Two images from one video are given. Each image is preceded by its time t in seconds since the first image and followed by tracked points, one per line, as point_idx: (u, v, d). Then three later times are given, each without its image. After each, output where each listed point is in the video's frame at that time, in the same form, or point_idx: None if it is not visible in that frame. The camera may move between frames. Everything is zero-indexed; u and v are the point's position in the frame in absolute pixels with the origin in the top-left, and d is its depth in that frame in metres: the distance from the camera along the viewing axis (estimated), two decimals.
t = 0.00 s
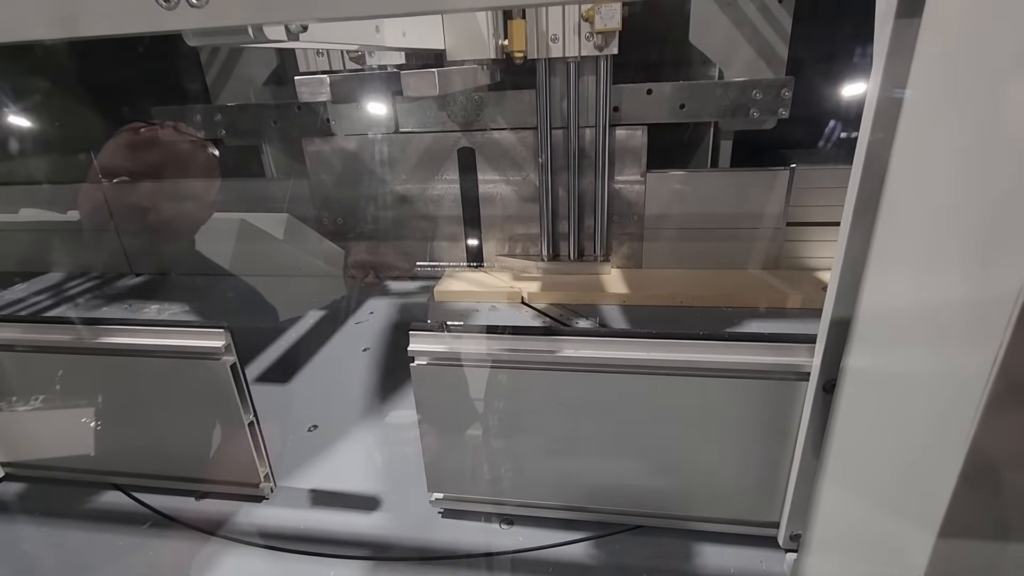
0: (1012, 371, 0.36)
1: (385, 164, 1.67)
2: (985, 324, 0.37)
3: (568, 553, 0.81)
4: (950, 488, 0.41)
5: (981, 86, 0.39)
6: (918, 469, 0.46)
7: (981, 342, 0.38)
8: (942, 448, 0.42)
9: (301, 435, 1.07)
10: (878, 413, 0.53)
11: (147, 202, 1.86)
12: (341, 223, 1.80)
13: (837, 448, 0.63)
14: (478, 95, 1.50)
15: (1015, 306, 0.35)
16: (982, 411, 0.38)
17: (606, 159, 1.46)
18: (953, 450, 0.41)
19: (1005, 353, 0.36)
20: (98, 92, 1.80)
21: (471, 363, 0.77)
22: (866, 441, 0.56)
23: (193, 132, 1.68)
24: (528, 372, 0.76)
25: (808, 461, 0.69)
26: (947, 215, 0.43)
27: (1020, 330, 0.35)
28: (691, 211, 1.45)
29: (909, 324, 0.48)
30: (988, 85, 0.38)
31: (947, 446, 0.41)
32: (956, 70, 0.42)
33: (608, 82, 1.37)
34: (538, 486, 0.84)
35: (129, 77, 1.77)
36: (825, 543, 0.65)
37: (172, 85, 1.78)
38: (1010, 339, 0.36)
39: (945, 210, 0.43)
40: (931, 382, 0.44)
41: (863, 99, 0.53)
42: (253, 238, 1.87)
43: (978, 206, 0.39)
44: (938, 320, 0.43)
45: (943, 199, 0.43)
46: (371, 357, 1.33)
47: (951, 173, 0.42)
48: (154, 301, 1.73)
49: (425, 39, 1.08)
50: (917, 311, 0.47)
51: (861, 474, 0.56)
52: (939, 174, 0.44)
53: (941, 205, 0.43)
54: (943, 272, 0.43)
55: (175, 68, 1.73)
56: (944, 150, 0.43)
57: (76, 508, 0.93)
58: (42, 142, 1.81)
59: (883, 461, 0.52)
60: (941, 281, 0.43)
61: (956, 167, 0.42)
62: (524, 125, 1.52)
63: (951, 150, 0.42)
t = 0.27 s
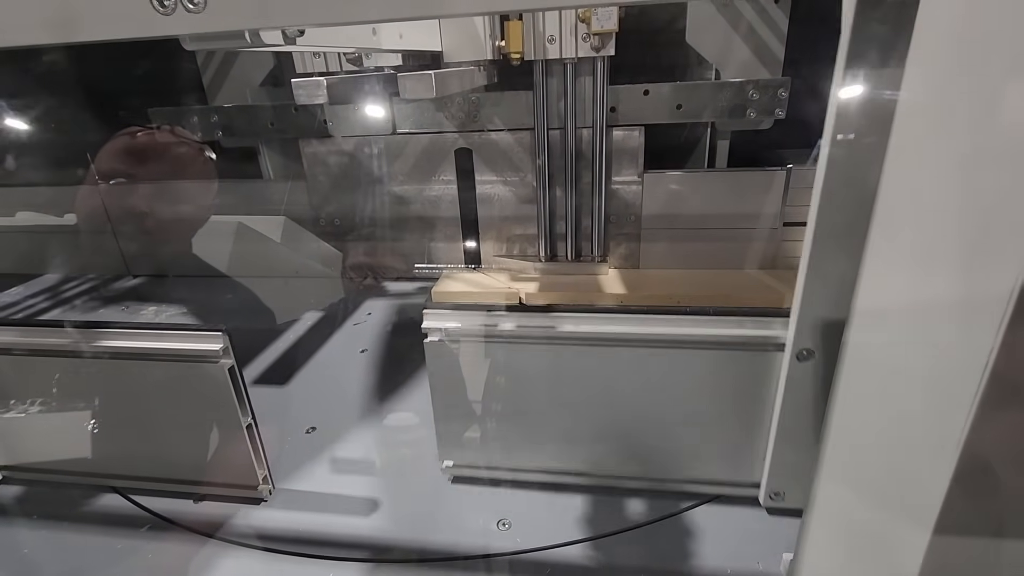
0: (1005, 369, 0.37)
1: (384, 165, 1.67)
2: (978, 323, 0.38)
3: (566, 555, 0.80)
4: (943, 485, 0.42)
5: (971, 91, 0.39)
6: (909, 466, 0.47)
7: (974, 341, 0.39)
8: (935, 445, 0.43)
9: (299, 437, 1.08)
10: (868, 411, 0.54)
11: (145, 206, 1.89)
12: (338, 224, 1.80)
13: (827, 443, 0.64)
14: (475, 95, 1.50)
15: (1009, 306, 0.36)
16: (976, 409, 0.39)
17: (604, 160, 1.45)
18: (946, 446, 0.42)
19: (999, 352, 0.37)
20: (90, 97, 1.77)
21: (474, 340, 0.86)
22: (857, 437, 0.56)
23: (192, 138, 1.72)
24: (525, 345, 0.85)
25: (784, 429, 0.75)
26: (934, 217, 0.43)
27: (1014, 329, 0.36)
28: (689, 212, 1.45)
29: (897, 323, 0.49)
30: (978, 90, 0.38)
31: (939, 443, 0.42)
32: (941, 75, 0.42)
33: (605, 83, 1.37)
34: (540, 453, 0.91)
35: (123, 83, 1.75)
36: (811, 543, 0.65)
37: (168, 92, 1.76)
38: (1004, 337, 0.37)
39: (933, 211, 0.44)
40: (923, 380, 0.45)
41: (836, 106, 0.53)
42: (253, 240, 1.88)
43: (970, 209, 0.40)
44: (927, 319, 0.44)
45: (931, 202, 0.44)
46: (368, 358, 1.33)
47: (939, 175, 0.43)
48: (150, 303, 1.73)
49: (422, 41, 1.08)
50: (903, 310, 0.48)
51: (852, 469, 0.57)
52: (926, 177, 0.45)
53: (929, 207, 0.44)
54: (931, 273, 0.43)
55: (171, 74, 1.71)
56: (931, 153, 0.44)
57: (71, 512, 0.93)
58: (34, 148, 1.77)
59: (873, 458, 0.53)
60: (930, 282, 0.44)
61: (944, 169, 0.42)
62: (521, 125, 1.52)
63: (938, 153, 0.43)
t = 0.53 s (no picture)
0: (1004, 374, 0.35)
1: (381, 166, 1.67)
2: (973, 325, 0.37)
3: (562, 558, 0.80)
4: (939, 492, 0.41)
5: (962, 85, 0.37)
6: (896, 472, 0.45)
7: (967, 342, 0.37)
8: (926, 450, 0.41)
9: (295, 441, 1.07)
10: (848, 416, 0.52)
11: (140, 210, 1.88)
12: (335, 225, 1.79)
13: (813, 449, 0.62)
14: (472, 96, 1.50)
15: (1008, 307, 0.34)
16: (973, 415, 0.37)
17: (600, 161, 1.46)
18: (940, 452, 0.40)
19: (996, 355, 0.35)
20: (89, 99, 1.80)
21: (501, 295, 1.01)
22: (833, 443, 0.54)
23: (187, 140, 1.72)
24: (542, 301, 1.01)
25: (752, 365, 0.93)
26: (917, 216, 0.41)
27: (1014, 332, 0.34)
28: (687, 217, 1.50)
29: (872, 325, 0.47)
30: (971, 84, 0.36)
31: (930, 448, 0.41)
32: (921, 68, 0.40)
33: (601, 84, 1.38)
34: (544, 397, 1.07)
35: (121, 83, 1.78)
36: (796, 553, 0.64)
37: (165, 94, 1.77)
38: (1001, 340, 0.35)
39: (914, 210, 0.41)
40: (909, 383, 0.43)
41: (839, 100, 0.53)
42: (251, 242, 1.84)
43: (957, 207, 0.38)
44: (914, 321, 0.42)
45: (908, 200, 0.42)
46: (366, 361, 1.33)
47: (919, 172, 0.41)
48: (146, 305, 1.72)
49: (417, 43, 1.08)
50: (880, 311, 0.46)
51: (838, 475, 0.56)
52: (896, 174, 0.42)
53: (907, 206, 0.42)
54: (916, 274, 0.41)
55: (166, 73, 1.73)
56: (903, 151, 0.42)
57: (65, 517, 0.93)
58: (36, 150, 1.79)
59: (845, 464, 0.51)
60: (914, 282, 0.42)
61: (928, 167, 0.40)
62: (518, 127, 1.51)
63: (917, 150, 0.41)
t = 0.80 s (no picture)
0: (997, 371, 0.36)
1: (380, 168, 1.67)
2: (968, 326, 0.36)
3: (561, 559, 0.80)
4: (936, 491, 0.41)
5: (962, 82, 0.34)
6: (884, 478, 0.44)
7: (962, 343, 0.37)
8: (919, 454, 0.41)
9: (295, 443, 1.07)
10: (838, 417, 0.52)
11: (138, 213, 1.87)
12: (334, 228, 1.80)
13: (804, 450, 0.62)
14: (471, 97, 1.50)
15: (1003, 306, 0.35)
16: (969, 413, 0.38)
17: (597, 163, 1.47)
18: (936, 451, 0.40)
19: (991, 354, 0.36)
20: (89, 103, 1.80)
21: (511, 262, 1.14)
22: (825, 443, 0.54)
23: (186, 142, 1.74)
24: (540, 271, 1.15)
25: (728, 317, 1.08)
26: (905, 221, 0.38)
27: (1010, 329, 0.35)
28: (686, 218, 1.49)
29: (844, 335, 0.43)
30: (973, 79, 0.33)
31: (923, 450, 0.40)
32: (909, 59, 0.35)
33: (599, 86, 1.38)
34: (547, 351, 1.21)
35: (121, 88, 1.79)
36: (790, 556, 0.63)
37: (165, 97, 1.79)
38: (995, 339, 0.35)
39: (898, 214, 0.38)
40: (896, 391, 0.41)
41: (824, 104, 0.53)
42: (251, 245, 1.84)
43: (951, 210, 0.36)
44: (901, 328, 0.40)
45: (891, 203, 0.38)
46: (365, 362, 1.34)
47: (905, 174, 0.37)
48: (146, 307, 1.72)
49: (416, 46, 1.09)
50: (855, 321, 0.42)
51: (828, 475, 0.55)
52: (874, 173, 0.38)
53: (889, 210, 0.38)
54: (902, 279, 0.39)
55: (166, 77, 1.76)
56: (885, 149, 0.37)
57: (65, 520, 0.93)
58: (38, 152, 1.83)
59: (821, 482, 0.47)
60: (898, 289, 0.39)
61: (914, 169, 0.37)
62: (516, 129, 1.51)
63: (907, 152, 0.36)
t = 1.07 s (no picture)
0: (998, 371, 0.36)
1: (379, 168, 1.67)
2: (967, 326, 0.36)
3: (560, 561, 0.80)
4: (936, 492, 0.41)
5: (963, 82, 0.33)
6: (885, 480, 0.43)
7: (962, 343, 0.36)
8: (920, 454, 0.41)
9: (294, 444, 1.07)
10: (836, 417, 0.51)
11: (135, 215, 1.85)
12: (333, 228, 1.79)
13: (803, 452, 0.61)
14: (470, 97, 1.50)
15: (1005, 307, 0.34)
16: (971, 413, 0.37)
17: (597, 163, 1.47)
18: (937, 450, 0.40)
19: (993, 354, 0.35)
20: (87, 103, 1.81)
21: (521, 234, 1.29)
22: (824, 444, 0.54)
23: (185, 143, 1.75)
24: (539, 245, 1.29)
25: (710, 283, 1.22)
26: (905, 222, 0.38)
27: (1010, 329, 0.34)
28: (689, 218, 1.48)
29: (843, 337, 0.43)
30: (974, 79, 0.33)
31: (924, 450, 0.40)
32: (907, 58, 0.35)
33: (598, 86, 1.38)
34: (552, 314, 1.35)
35: (120, 88, 1.79)
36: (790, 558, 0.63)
37: (163, 98, 1.79)
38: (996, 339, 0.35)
39: (899, 215, 0.38)
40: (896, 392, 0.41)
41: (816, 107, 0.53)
42: (251, 246, 1.83)
43: (952, 211, 0.35)
44: (902, 329, 0.40)
45: (890, 204, 0.38)
46: (365, 363, 1.33)
47: (906, 175, 0.37)
48: (145, 307, 1.72)
49: (415, 45, 1.09)
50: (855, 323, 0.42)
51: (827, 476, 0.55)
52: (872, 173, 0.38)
53: (890, 211, 0.38)
54: (902, 280, 0.39)
55: (166, 78, 1.76)
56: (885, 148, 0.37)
57: (64, 522, 0.93)
58: (37, 153, 1.82)
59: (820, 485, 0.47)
60: (898, 290, 0.39)
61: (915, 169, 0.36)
62: (516, 129, 1.52)
63: (908, 150, 0.36)
